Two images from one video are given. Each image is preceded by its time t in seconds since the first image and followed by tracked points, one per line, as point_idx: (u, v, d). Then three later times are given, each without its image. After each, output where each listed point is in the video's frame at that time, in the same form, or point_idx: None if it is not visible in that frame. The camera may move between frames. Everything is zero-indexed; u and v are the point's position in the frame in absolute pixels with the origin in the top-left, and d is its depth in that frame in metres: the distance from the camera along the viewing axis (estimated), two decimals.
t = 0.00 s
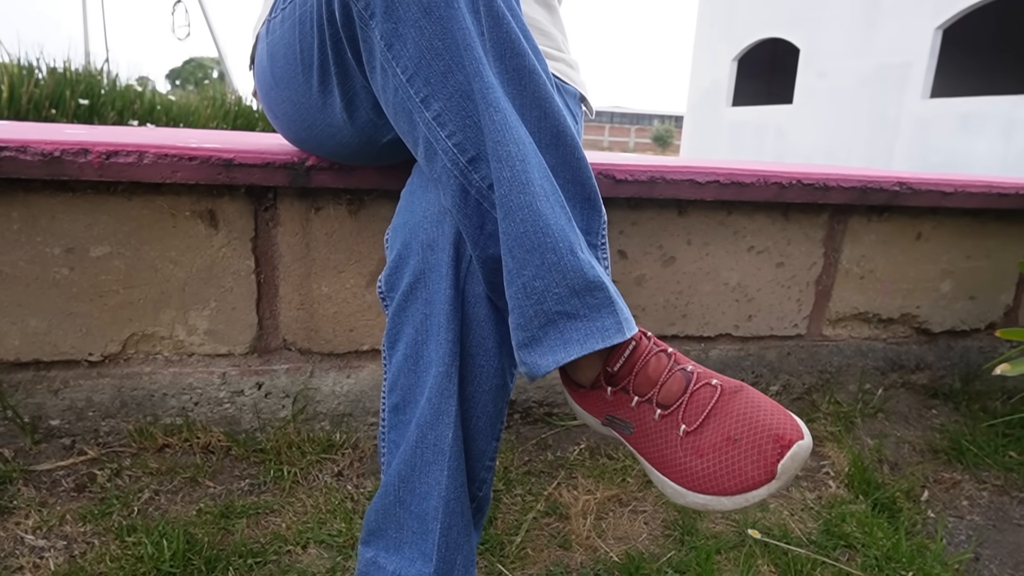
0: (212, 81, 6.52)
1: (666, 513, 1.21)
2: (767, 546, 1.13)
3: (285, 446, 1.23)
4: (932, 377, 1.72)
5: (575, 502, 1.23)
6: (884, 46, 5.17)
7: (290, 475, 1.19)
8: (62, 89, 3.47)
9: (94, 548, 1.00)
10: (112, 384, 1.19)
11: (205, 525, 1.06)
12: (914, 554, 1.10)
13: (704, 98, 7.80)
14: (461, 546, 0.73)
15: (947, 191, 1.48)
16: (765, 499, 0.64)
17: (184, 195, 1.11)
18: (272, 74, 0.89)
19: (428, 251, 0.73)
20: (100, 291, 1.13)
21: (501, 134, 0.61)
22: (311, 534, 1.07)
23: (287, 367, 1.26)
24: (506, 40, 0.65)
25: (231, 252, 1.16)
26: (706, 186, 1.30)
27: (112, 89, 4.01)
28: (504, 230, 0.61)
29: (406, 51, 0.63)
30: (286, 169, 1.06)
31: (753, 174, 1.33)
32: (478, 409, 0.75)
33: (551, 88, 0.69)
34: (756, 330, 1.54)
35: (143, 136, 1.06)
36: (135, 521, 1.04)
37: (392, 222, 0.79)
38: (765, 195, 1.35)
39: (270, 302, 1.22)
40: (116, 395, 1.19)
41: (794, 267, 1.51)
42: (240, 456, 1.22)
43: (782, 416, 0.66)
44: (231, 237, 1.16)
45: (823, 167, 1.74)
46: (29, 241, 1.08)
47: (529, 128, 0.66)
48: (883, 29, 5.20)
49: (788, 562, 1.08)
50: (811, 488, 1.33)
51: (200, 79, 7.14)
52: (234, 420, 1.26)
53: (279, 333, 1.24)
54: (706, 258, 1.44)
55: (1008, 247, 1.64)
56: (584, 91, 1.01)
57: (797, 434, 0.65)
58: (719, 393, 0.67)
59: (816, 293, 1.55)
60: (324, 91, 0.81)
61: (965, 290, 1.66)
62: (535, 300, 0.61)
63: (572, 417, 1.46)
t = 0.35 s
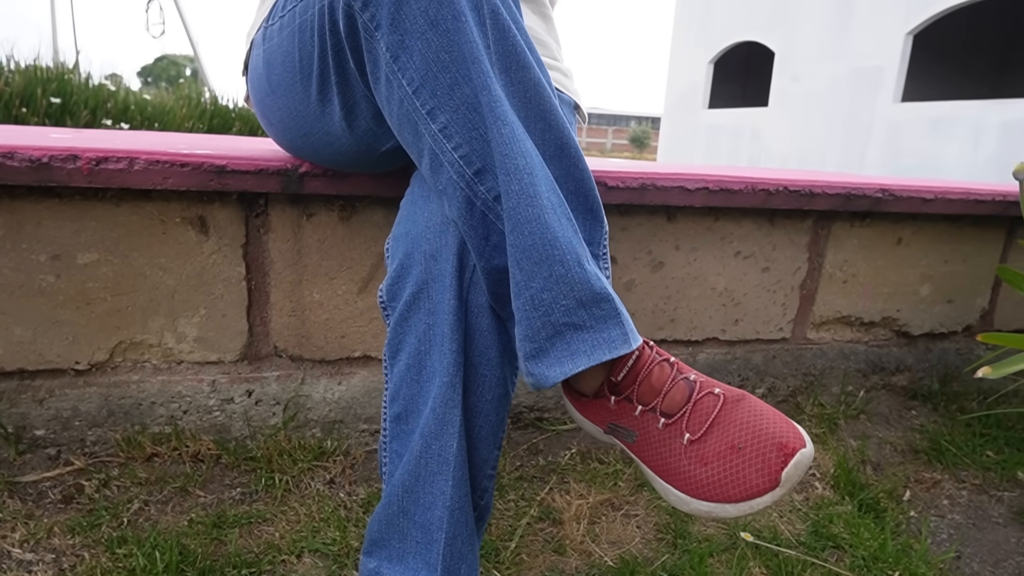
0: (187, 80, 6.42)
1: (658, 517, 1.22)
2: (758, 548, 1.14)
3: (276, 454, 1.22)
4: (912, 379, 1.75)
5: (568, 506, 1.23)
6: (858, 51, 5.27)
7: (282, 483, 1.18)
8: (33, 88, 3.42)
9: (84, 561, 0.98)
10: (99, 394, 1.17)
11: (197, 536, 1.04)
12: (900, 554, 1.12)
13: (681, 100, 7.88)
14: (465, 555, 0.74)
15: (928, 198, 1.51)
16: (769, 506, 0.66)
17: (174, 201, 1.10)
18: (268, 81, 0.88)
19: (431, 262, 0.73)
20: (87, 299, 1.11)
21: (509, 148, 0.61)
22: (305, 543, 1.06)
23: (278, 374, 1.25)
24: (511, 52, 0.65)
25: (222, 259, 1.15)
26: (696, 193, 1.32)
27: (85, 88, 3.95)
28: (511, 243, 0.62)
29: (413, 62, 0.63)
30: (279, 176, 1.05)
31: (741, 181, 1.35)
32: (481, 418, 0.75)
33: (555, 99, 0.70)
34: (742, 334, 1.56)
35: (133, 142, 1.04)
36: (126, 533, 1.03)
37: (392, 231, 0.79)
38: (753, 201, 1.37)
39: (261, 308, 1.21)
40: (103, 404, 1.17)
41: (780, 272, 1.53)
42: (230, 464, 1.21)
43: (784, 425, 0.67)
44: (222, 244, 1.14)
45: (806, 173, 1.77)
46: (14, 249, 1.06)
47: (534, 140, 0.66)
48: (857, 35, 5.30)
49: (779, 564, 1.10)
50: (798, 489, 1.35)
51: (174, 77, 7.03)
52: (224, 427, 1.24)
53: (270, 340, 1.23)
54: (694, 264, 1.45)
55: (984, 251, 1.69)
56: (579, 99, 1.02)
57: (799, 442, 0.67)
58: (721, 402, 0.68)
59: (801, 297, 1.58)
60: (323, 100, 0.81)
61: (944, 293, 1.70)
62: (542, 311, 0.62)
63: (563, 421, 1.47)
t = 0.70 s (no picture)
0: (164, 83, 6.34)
1: (653, 520, 1.24)
2: (752, 549, 1.16)
3: (271, 462, 1.22)
4: (894, 381, 1.79)
5: (564, 511, 1.24)
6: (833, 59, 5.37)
7: (277, 492, 1.17)
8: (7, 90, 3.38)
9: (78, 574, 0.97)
10: (91, 404, 1.15)
11: (193, 548, 1.03)
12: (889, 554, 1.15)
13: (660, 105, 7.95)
14: (472, 562, 0.74)
15: (910, 205, 1.55)
16: (775, 508, 0.67)
17: (169, 208, 1.09)
18: (269, 90, 0.88)
19: (438, 270, 0.73)
20: (79, 307, 1.10)
21: (520, 159, 0.62)
22: (303, 551, 1.06)
23: (272, 382, 1.24)
24: (521, 65, 0.66)
25: (217, 267, 1.14)
26: (687, 201, 1.34)
27: (60, 92, 3.89)
28: (522, 252, 0.63)
29: (423, 74, 0.64)
30: (277, 184, 1.04)
31: (732, 189, 1.37)
32: (487, 425, 0.76)
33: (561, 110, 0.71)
34: (731, 338, 1.58)
35: (128, 149, 1.03)
36: (121, 545, 1.02)
37: (396, 240, 0.80)
38: (743, 209, 1.40)
39: (256, 316, 1.20)
40: (94, 414, 1.16)
41: (767, 277, 1.56)
42: (225, 473, 1.20)
43: (788, 429, 0.68)
44: (217, 252, 1.14)
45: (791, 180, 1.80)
46: (4, 257, 1.04)
47: (542, 151, 0.67)
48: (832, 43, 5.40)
49: (773, 565, 1.12)
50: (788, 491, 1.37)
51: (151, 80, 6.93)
52: (218, 436, 1.23)
53: (264, 348, 1.23)
54: (685, 269, 1.47)
55: (963, 256, 1.73)
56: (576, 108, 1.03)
57: (804, 445, 0.68)
58: (726, 407, 0.69)
59: (788, 302, 1.61)
60: (327, 109, 0.81)
61: (925, 297, 1.74)
62: (553, 320, 0.63)
63: (556, 426, 1.48)
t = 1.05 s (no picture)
0: (144, 87, 6.27)
1: (650, 523, 1.26)
2: (748, 551, 1.19)
3: (271, 470, 1.22)
4: (879, 384, 1.83)
5: (563, 515, 1.26)
6: (812, 67, 5.47)
7: (278, 500, 1.18)
8: None
9: None
10: (89, 413, 1.15)
11: (196, 557, 1.03)
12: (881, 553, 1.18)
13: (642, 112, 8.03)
14: (484, 566, 0.75)
15: (895, 213, 1.59)
16: (783, 510, 0.69)
17: (170, 217, 1.09)
18: (277, 101, 0.89)
19: (450, 280, 0.75)
20: (79, 317, 1.09)
21: (535, 172, 0.64)
22: (306, 558, 1.06)
23: (271, 391, 1.24)
24: (533, 80, 0.68)
25: (217, 275, 1.15)
26: (682, 209, 1.37)
27: (39, 96, 3.84)
28: (537, 263, 0.64)
29: (439, 89, 0.65)
30: (280, 193, 1.05)
31: (725, 197, 1.40)
32: (498, 431, 0.77)
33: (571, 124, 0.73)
34: (723, 343, 1.61)
35: (130, 158, 1.03)
36: (123, 555, 1.01)
37: (406, 249, 0.81)
38: (735, 217, 1.43)
39: (256, 325, 1.20)
40: (92, 424, 1.15)
41: (758, 283, 1.59)
42: (224, 482, 1.20)
43: (794, 432, 0.70)
44: (218, 260, 1.14)
45: (778, 188, 1.84)
46: (3, 266, 1.03)
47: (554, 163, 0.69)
48: (811, 52, 5.50)
49: (769, 566, 1.14)
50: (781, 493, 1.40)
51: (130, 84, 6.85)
52: (217, 445, 1.23)
53: (264, 356, 1.23)
54: (678, 276, 1.50)
55: (945, 262, 1.78)
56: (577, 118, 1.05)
57: (809, 447, 0.70)
58: (733, 412, 0.71)
59: (777, 307, 1.64)
60: (337, 121, 0.82)
61: (908, 302, 1.78)
62: (567, 328, 0.64)
63: (552, 431, 1.49)
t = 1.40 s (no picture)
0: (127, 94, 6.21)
1: (650, 533, 1.26)
2: (748, 560, 1.20)
3: (270, 483, 1.21)
4: (870, 393, 1.86)
5: (564, 526, 1.26)
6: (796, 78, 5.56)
7: (278, 513, 1.17)
8: None
9: None
10: (88, 427, 1.13)
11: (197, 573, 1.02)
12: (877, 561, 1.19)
13: (628, 122, 8.09)
14: None
15: (886, 225, 1.62)
16: (794, 521, 0.70)
17: (172, 230, 1.09)
18: (286, 115, 0.89)
19: (462, 294, 0.75)
20: (78, 329, 1.08)
21: (552, 188, 0.65)
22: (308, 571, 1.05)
23: (272, 403, 1.24)
24: (548, 98, 0.69)
25: (219, 287, 1.14)
26: (680, 222, 1.38)
27: (22, 102, 3.79)
28: (554, 278, 0.65)
29: (456, 106, 0.66)
30: (285, 206, 1.05)
31: (721, 210, 1.42)
32: (509, 444, 0.78)
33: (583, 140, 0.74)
34: (718, 354, 1.63)
35: (134, 171, 1.03)
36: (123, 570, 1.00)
37: (417, 263, 0.81)
38: (732, 229, 1.45)
39: (257, 337, 1.20)
40: (91, 438, 1.14)
41: (752, 294, 1.61)
42: (223, 495, 1.19)
43: (805, 443, 0.71)
44: (220, 272, 1.13)
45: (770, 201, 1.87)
46: (3, 279, 1.02)
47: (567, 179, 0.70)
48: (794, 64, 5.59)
49: None
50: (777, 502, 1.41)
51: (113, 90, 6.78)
52: (216, 458, 1.22)
53: (265, 368, 1.22)
54: (675, 287, 1.51)
55: (933, 273, 1.81)
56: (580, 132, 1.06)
57: (820, 459, 0.71)
58: (743, 424, 0.72)
59: (771, 317, 1.66)
60: (348, 135, 0.82)
61: (898, 313, 1.82)
62: (583, 343, 0.65)
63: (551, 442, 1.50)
